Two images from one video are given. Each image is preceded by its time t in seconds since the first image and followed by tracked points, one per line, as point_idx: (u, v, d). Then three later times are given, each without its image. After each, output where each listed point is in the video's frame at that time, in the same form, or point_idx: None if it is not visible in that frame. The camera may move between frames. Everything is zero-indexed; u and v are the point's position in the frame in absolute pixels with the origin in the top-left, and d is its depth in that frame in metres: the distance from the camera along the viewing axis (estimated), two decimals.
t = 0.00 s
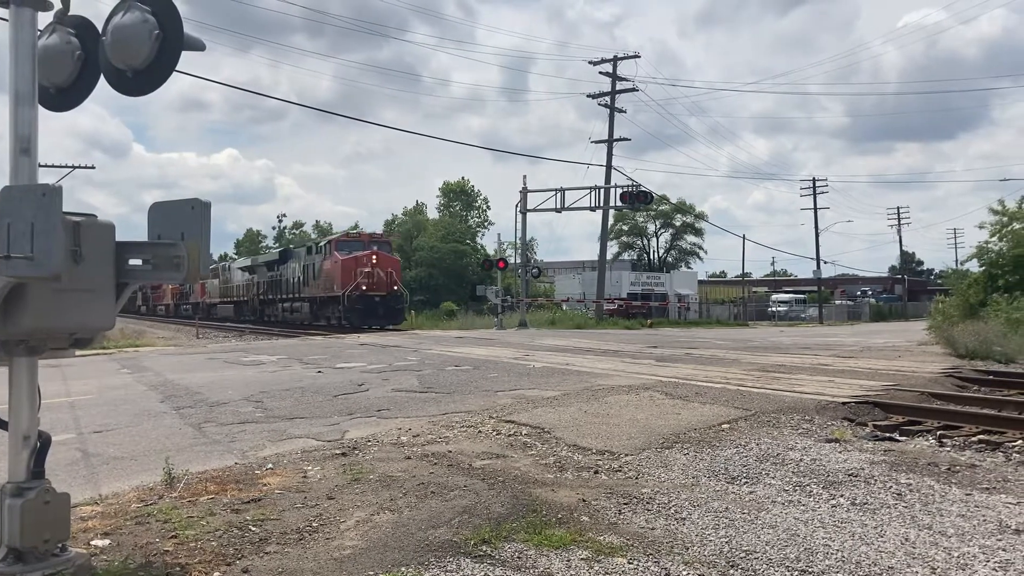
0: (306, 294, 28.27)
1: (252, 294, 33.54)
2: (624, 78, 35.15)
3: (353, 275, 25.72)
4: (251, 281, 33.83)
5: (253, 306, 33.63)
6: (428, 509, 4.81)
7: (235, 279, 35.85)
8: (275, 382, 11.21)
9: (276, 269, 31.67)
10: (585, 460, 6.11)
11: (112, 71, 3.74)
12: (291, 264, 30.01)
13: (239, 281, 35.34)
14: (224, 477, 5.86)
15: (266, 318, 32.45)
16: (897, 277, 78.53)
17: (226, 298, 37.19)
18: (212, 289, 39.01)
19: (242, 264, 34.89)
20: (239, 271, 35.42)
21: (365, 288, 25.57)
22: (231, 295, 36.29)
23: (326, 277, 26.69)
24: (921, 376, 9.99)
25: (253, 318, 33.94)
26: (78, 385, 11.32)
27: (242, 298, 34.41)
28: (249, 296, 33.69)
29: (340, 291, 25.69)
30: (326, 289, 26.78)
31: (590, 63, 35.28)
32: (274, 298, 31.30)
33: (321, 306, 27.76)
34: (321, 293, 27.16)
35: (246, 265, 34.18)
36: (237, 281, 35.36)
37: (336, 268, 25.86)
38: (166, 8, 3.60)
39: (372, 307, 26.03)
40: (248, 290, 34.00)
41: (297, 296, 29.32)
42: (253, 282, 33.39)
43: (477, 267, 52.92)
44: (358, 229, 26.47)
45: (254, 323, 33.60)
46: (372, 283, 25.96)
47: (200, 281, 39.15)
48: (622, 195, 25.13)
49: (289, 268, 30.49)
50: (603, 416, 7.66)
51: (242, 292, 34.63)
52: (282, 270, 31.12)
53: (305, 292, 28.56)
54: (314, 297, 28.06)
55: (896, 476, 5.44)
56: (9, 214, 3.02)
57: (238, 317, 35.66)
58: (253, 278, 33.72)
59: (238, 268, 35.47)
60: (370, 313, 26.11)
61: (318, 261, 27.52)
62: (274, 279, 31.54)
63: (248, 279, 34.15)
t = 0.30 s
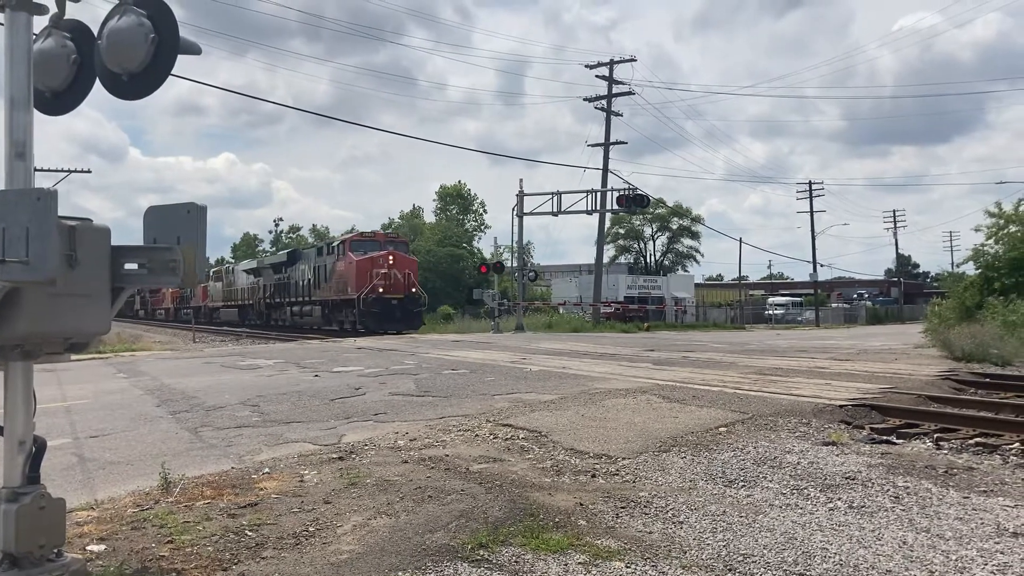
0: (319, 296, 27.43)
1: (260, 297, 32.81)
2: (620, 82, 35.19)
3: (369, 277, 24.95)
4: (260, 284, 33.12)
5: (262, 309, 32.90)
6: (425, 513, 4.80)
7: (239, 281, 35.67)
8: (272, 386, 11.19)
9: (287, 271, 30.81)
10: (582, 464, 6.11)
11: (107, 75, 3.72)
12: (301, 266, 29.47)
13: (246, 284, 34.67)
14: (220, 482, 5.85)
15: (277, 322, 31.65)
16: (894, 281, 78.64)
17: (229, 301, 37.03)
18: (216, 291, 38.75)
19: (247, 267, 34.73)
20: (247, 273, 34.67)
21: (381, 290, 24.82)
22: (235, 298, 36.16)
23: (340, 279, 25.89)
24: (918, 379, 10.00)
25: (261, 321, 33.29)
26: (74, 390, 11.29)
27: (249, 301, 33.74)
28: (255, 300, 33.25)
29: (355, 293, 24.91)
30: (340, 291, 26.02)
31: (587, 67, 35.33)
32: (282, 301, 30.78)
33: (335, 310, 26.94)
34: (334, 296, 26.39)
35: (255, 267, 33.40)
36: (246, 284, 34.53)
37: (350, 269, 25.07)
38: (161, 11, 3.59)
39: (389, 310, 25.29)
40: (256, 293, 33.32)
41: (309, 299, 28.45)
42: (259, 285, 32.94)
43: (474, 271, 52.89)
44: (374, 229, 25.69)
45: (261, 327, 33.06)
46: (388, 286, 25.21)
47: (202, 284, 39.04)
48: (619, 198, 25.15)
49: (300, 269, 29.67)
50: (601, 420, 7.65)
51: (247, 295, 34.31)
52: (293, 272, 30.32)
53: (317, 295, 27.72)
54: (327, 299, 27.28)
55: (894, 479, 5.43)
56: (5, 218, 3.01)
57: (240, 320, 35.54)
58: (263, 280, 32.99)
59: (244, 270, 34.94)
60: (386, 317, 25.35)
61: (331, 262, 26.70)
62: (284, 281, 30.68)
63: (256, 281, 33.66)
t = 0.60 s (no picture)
0: (334, 300, 26.57)
1: (270, 301, 32.12)
2: (617, 87, 35.23)
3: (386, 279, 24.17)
4: (269, 288, 32.42)
5: (272, 313, 32.17)
6: (422, 518, 4.78)
7: (245, 284, 35.23)
8: (268, 391, 11.17)
9: (300, 274, 29.97)
10: (580, 468, 6.10)
11: (102, 79, 3.72)
12: (313, 269, 28.84)
13: (254, 289, 34.03)
14: (216, 487, 5.83)
15: (289, 327, 30.85)
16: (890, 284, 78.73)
17: (234, 306, 36.62)
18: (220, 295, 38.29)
19: (253, 270, 34.30)
20: (255, 276, 33.90)
21: (401, 294, 24.04)
22: (239, 303, 35.82)
23: (356, 281, 25.06)
24: (915, 382, 10.00)
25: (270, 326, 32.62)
26: (70, 395, 11.26)
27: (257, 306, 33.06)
28: (261, 305, 32.67)
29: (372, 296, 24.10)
30: (356, 294, 25.20)
31: (583, 71, 35.41)
32: (292, 305, 30.17)
33: (351, 313, 26.07)
34: (350, 299, 25.59)
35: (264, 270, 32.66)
36: (254, 288, 33.84)
37: (368, 271, 24.23)
38: (157, 16, 3.59)
39: (409, 315, 24.49)
40: (264, 298, 32.62)
41: (324, 303, 27.60)
42: (266, 288, 32.45)
43: (471, 275, 52.86)
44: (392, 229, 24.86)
45: (269, 332, 32.44)
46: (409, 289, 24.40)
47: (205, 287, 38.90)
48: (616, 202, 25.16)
49: (313, 272, 28.86)
50: (598, 424, 7.64)
51: (254, 300, 33.80)
52: (305, 276, 29.53)
53: (332, 299, 26.86)
54: (341, 304, 26.47)
55: (891, 482, 5.43)
56: None
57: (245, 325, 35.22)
58: (273, 284, 32.29)
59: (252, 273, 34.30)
60: (407, 322, 24.56)
61: (347, 264, 25.85)
62: (297, 285, 29.84)
63: (263, 285, 33.06)
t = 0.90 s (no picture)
0: (349, 303, 25.45)
1: (277, 306, 31.18)
2: (612, 92, 35.28)
3: (406, 282, 22.97)
4: (275, 292, 31.48)
5: (279, 318, 31.18)
6: (416, 524, 4.78)
7: (248, 288, 34.32)
8: (263, 396, 11.16)
9: (312, 276, 28.90)
10: (575, 473, 6.10)
11: (96, 84, 3.71)
12: (322, 272, 27.82)
13: (259, 293, 33.12)
14: (210, 493, 5.82)
15: (298, 332, 29.83)
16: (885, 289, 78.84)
17: (238, 310, 35.86)
18: (223, 299, 37.43)
19: (258, 273, 33.46)
20: (261, 280, 32.89)
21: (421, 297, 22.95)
22: (242, 307, 35.05)
23: (373, 284, 23.96)
24: (909, 387, 10.02)
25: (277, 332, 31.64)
26: (65, 401, 11.23)
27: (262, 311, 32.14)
28: (267, 310, 31.76)
29: (391, 300, 22.93)
30: (374, 298, 24.01)
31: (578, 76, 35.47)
32: (300, 310, 29.17)
33: (368, 317, 24.94)
34: (366, 304, 24.41)
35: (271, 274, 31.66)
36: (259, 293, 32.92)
37: (385, 273, 23.16)
38: (151, 23, 3.62)
39: (431, 319, 23.42)
40: (270, 302, 31.67)
41: (338, 307, 26.47)
42: (272, 292, 31.58)
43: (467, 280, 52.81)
44: (411, 228, 23.70)
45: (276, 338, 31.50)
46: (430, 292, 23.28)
47: (206, 290, 38.67)
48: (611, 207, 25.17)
49: (325, 274, 27.78)
50: (592, 429, 7.65)
51: (259, 304, 32.94)
52: (316, 279, 28.48)
53: (347, 302, 25.73)
54: (356, 307, 25.31)
55: (887, 488, 5.43)
56: None
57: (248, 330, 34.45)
58: (281, 288, 31.32)
59: (258, 277, 33.35)
60: (428, 326, 23.45)
61: (363, 266, 24.76)
62: (308, 287, 28.74)
63: (268, 288, 32.13)
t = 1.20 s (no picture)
0: (363, 305, 23.54)
1: (280, 309, 29.68)
2: (604, 95, 35.30)
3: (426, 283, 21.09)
4: (278, 294, 30.09)
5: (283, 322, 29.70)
6: (407, 527, 4.77)
7: (248, 289, 33.03)
8: (254, 400, 11.11)
9: (319, 275, 27.07)
10: (566, 477, 6.10)
11: (85, 87, 3.70)
12: (331, 271, 26.14)
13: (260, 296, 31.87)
14: (200, 497, 5.80)
15: (306, 336, 28.19)
16: (877, 292, 79.08)
17: (237, 313, 34.54)
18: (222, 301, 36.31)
19: (258, 274, 32.08)
20: (262, 281, 31.48)
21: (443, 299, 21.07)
22: (241, 310, 33.90)
23: (388, 284, 22.11)
24: (899, 390, 10.06)
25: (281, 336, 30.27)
26: (54, 405, 11.16)
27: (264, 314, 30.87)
28: (269, 313, 30.51)
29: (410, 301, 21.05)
30: (390, 298, 22.16)
31: (570, 80, 35.51)
32: (306, 312, 27.63)
33: (384, 319, 23.15)
34: (381, 305, 22.57)
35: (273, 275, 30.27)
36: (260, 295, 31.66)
37: (403, 273, 21.32)
38: (141, 24, 3.62)
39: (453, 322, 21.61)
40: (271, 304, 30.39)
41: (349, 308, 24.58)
42: (274, 294, 30.15)
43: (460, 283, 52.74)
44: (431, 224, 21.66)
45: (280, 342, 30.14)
46: (452, 293, 21.41)
47: (203, 293, 38.30)
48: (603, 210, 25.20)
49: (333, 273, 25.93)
50: (584, 432, 7.65)
51: (260, 307, 31.73)
52: (324, 279, 26.74)
53: (359, 303, 23.81)
54: (368, 309, 23.54)
55: (876, 490, 5.44)
56: None
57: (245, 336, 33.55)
58: (285, 289, 29.80)
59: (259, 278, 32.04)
60: (451, 330, 21.63)
61: (376, 265, 22.87)
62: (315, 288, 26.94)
63: (269, 290, 30.78)
